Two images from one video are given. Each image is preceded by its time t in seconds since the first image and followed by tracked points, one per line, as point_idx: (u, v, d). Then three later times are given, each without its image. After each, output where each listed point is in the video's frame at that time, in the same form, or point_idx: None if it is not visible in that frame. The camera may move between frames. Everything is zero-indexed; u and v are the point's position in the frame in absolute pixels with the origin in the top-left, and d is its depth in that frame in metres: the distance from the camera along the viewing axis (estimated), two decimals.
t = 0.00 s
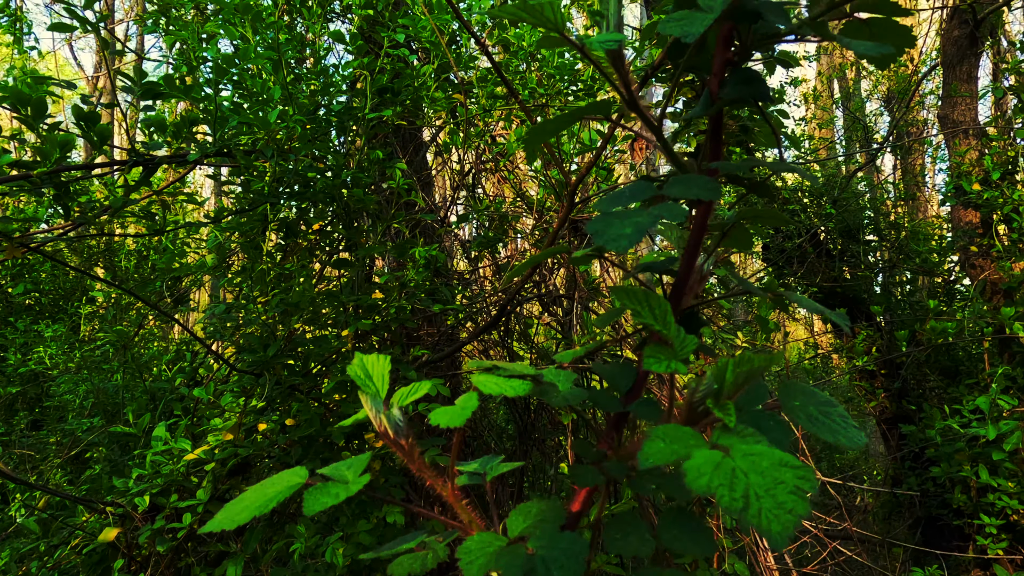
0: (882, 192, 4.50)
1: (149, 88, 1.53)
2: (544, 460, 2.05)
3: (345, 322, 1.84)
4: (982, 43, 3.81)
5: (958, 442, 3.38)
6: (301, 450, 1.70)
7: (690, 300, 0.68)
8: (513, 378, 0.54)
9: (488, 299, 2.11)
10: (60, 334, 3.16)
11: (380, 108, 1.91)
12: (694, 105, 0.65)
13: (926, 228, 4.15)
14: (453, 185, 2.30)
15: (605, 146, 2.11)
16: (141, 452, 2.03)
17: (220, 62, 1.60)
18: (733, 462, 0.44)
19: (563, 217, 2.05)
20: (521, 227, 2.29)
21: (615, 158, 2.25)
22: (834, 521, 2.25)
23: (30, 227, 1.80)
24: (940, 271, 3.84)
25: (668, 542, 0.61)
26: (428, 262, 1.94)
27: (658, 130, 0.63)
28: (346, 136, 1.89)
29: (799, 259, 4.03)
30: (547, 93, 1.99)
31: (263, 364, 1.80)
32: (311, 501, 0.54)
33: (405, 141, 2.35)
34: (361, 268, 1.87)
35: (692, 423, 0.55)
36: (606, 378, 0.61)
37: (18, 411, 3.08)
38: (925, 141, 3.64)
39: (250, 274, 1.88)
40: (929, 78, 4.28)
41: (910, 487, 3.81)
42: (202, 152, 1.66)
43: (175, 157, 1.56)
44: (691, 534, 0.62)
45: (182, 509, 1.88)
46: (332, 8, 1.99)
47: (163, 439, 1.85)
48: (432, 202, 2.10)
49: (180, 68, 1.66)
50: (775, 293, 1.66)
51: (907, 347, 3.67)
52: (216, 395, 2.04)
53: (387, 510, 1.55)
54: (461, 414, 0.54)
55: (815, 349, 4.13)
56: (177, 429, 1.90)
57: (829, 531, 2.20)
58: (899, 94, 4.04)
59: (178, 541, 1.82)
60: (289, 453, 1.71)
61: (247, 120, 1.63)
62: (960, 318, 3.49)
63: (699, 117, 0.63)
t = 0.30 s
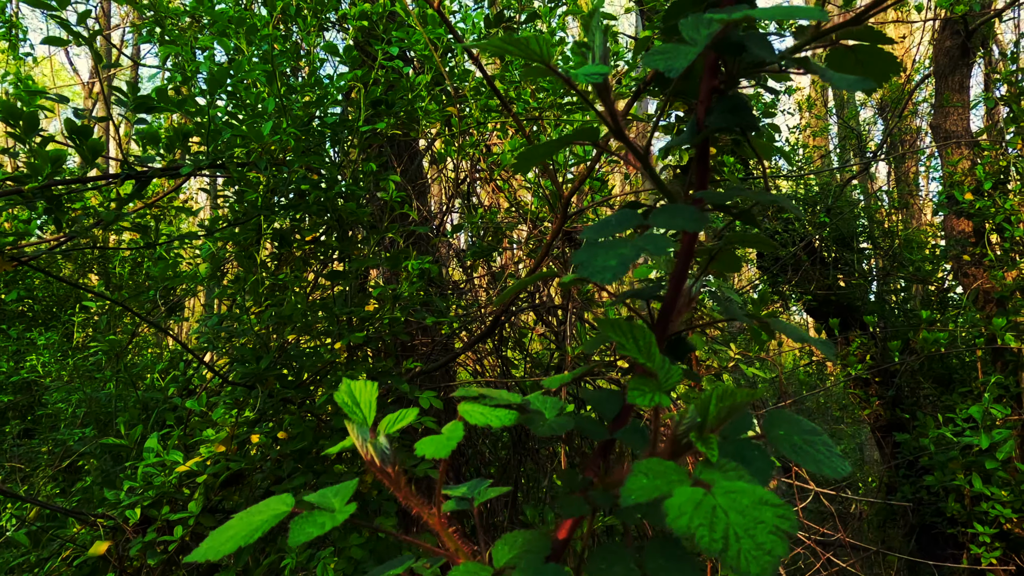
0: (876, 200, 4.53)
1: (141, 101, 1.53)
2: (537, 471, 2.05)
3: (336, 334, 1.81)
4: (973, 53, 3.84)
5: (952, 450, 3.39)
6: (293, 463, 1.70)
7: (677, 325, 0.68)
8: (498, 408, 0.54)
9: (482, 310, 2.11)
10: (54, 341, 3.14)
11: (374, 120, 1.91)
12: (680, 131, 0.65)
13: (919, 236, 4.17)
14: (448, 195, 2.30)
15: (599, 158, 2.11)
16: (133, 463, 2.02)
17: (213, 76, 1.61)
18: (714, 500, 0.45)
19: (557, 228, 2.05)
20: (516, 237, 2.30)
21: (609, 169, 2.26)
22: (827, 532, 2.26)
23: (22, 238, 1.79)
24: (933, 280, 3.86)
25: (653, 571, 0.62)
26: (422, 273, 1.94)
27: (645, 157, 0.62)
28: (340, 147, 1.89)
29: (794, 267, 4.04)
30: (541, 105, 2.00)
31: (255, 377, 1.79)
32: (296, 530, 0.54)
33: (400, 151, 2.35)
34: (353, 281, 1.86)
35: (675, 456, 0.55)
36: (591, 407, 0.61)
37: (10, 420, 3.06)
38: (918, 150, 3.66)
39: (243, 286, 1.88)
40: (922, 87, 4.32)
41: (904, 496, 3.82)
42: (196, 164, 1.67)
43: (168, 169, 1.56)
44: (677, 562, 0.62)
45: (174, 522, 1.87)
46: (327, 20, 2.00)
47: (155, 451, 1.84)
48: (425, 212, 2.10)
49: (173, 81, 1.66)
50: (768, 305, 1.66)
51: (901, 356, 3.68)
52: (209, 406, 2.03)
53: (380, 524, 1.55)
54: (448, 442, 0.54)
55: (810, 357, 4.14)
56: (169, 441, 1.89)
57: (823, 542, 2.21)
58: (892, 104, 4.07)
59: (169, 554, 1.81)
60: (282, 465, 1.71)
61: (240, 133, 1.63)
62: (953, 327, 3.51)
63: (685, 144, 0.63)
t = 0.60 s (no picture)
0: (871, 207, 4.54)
1: (136, 112, 1.53)
2: (533, 480, 2.04)
3: (330, 342, 1.80)
4: (967, 61, 3.87)
5: (948, 457, 3.39)
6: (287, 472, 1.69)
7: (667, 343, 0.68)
8: (488, 429, 0.53)
9: (478, 318, 2.11)
10: (48, 348, 3.12)
11: (369, 129, 1.91)
12: (671, 150, 0.65)
13: (915, 243, 4.19)
14: (444, 202, 2.30)
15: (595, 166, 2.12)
16: (126, 472, 2.01)
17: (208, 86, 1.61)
18: (700, 527, 0.46)
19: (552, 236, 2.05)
20: (511, 245, 2.29)
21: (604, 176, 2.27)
22: (823, 540, 2.26)
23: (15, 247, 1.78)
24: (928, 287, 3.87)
25: None
26: (417, 282, 1.94)
27: (635, 176, 0.63)
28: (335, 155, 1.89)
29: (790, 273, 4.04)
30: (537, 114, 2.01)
31: (250, 387, 1.78)
32: (284, 552, 0.54)
33: (396, 157, 2.35)
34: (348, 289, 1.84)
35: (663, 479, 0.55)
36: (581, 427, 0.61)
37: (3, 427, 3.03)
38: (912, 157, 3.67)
39: (237, 294, 1.87)
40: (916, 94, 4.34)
41: (900, 502, 3.82)
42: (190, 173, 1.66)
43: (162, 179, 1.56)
44: None
45: (167, 532, 1.85)
46: (322, 28, 2.00)
47: (149, 460, 1.82)
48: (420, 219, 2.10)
49: (168, 90, 1.66)
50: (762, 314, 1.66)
51: (897, 363, 3.69)
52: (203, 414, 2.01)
53: (374, 534, 1.54)
54: (438, 463, 0.54)
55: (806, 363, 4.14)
56: (163, 449, 1.88)
57: (819, 550, 2.21)
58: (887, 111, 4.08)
59: (162, 564, 1.79)
60: (276, 475, 1.70)
61: (234, 142, 1.63)
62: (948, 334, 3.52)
63: (676, 164, 0.64)
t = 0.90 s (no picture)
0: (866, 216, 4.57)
1: (133, 129, 1.53)
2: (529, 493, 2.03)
3: (326, 355, 1.79)
4: (960, 72, 3.90)
5: (943, 466, 3.40)
6: (282, 488, 1.68)
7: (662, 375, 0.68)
8: (485, 467, 0.54)
9: (475, 330, 2.11)
10: (43, 357, 3.10)
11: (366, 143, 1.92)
12: (665, 183, 0.66)
13: (909, 252, 4.21)
14: (440, 214, 2.31)
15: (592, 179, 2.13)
16: (121, 485, 1.99)
17: (205, 102, 1.62)
18: (695, 571, 0.46)
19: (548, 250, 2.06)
20: (508, 257, 2.30)
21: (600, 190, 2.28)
22: (818, 553, 2.26)
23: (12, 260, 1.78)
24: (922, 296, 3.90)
25: None
26: (414, 296, 1.94)
27: (631, 211, 0.63)
28: (333, 169, 1.89)
29: (787, 282, 4.06)
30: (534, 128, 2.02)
31: (246, 400, 1.77)
32: None
33: (393, 168, 2.36)
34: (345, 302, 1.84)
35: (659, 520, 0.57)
36: (579, 462, 0.61)
37: None
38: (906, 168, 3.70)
39: (234, 307, 1.87)
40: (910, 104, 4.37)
41: (897, 512, 3.83)
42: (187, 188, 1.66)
43: (158, 194, 1.56)
44: None
45: (162, 546, 1.84)
46: (320, 41, 2.01)
47: (144, 474, 1.81)
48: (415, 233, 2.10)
49: (165, 106, 1.67)
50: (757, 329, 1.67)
51: (892, 373, 3.70)
52: (199, 427, 2.00)
53: (369, 552, 1.53)
54: (435, 497, 0.55)
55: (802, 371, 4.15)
56: (159, 463, 1.87)
57: (814, 563, 2.21)
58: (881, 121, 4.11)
59: None
60: (272, 490, 1.69)
61: (231, 157, 1.64)
62: (943, 343, 3.54)
63: (671, 198, 0.64)
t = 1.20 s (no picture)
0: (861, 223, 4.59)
1: (130, 143, 1.54)
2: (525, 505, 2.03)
3: (322, 366, 1.79)
4: (954, 81, 3.92)
5: (939, 474, 3.41)
6: (277, 501, 1.67)
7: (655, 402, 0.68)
8: (477, 498, 0.54)
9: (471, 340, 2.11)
10: (38, 365, 3.08)
11: (363, 154, 1.93)
12: (657, 211, 0.66)
13: (905, 259, 4.23)
14: (437, 223, 2.31)
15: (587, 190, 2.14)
16: (115, 496, 1.98)
17: (203, 115, 1.63)
18: None
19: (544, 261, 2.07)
20: (504, 266, 2.30)
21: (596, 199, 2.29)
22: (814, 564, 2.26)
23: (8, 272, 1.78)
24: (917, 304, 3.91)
25: None
26: (410, 307, 1.94)
27: (623, 240, 0.63)
28: (329, 180, 1.90)
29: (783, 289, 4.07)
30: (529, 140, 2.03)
31: (241, 412, 1.77)
32: None
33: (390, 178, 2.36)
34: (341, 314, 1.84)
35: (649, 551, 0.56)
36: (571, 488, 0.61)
37: None
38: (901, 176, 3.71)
39: (230, 318, 1.87)
40: (904, 112, 4.40)
41: (893, 519, 3.83)
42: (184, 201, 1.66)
43: (154, 207, 1.56)
44: None
45: (156, 559, 1.83)
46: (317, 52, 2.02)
47: (139, 486, 1.81)
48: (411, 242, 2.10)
49: (163, 119, 1.68)
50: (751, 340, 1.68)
51: (888, 381, 3.71)
52: (194, 438, 2.00)
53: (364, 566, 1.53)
54: (427, 526, 0.55)
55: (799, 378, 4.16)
56: (154, 475, 1.86)
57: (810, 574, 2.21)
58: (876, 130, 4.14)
59: None
60: (267, 502, 1.68)
61: (228, 170, 1.64)
62: (938, 352, 3.55)
63: (663, 228, 0.64)
